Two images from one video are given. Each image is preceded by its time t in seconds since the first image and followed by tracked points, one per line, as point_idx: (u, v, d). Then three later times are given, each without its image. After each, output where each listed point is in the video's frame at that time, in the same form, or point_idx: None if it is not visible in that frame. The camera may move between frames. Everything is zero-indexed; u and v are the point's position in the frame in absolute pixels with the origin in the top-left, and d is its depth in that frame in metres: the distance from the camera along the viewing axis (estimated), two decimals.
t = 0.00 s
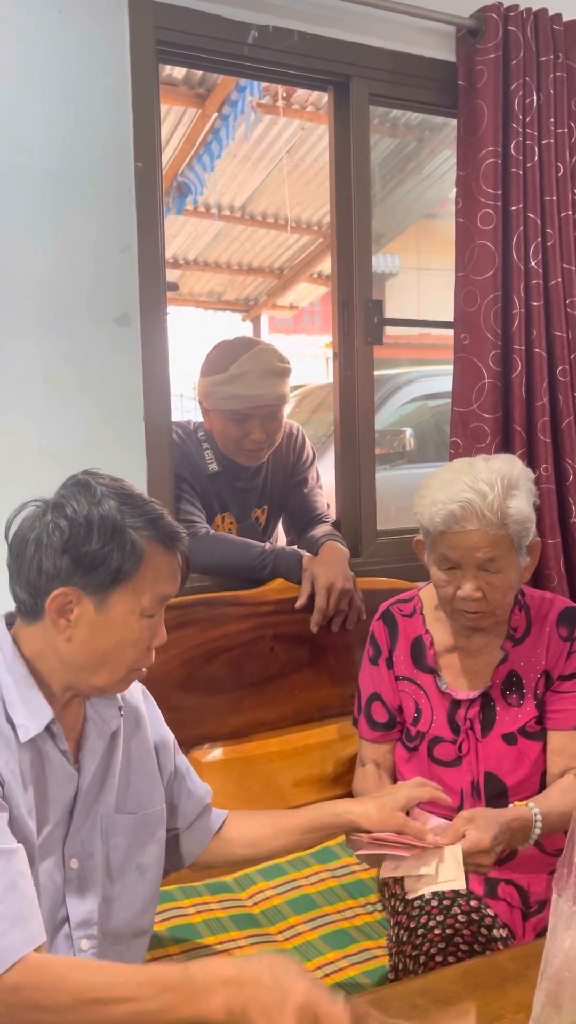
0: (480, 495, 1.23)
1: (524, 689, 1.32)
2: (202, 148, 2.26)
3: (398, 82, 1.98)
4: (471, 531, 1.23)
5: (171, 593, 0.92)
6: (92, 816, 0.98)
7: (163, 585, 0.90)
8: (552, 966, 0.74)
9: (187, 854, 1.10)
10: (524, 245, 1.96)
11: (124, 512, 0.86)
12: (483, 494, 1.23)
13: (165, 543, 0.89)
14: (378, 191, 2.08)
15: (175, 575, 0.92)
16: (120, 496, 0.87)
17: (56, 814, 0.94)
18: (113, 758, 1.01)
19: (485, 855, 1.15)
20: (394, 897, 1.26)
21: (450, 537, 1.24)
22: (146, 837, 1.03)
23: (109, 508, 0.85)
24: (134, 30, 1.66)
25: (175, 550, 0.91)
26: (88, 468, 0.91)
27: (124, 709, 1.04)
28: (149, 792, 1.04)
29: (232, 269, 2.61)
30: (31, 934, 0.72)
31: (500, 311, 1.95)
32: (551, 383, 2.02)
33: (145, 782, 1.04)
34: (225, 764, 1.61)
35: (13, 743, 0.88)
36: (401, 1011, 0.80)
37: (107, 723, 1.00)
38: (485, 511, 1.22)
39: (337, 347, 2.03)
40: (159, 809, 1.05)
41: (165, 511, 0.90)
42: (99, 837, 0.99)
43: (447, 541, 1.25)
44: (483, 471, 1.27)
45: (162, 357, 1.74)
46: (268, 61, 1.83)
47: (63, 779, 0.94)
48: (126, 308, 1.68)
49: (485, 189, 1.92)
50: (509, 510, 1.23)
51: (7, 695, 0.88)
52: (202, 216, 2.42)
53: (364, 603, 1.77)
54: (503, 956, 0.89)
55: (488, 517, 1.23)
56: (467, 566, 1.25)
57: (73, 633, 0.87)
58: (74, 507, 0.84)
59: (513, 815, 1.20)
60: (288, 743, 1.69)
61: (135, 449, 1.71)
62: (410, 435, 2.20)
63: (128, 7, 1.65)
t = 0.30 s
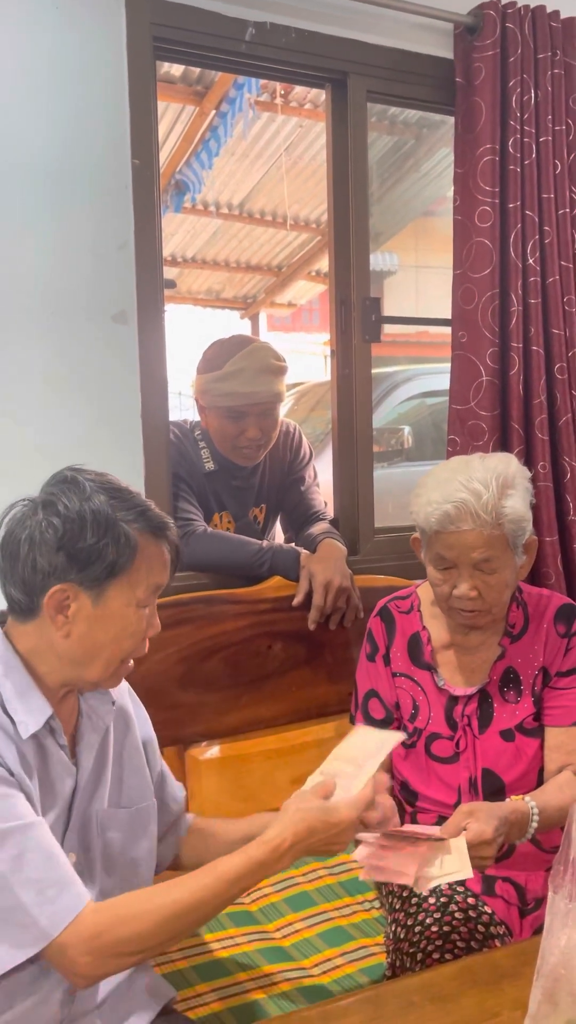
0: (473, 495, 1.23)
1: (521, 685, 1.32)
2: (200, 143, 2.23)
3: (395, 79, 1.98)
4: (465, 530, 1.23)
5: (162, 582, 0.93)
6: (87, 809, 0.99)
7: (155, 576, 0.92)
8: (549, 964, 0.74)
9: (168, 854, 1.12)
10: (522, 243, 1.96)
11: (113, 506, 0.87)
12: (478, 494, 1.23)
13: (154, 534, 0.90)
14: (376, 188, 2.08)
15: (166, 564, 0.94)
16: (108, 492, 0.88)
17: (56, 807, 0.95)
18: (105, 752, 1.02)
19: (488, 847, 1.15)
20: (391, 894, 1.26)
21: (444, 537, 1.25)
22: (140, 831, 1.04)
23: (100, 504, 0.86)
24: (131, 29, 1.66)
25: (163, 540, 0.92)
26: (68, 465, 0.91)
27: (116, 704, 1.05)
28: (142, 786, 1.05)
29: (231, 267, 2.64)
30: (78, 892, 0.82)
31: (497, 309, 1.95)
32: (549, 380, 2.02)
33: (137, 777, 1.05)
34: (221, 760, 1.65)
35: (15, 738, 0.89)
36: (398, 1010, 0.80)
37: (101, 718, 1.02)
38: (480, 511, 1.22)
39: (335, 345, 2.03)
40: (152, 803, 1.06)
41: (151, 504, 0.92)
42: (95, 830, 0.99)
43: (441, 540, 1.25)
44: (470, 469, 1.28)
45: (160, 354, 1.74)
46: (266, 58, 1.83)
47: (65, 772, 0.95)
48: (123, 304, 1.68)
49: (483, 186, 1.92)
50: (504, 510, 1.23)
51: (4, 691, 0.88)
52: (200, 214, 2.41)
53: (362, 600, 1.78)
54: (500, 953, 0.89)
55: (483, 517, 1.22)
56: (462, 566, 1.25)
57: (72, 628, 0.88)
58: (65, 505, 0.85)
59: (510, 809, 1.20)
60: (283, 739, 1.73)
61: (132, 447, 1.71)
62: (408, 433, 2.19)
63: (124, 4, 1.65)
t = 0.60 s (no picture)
0: (471, 495, 1.23)
1: (520, 684, 1.32)
2: (199, 142, 2.25)
3: (394, 77, 1.98)
4: (462, 531, 1.23)
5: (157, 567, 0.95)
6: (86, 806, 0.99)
7: (150, 562, 0.93)
8: (548, 963, 0.74)
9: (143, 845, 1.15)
10: (520, 242, 1.96)
11: (105, 498, 0.88)
12: (476, 495, 1.23)
13: (146, 521, 0.92)
14: (375, 187, 2.08)
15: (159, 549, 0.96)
16: (96, 486, 0.89)
17: (57, 804, 0.94)
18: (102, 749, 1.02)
19: (488, 845, 1.16)
20: (390, 893, 1.26)
21: (442, 537, 1.25)
22: (137, 829, 1.04)
23: (92, 497, 0.87)
24: (129, 29, 1.66)
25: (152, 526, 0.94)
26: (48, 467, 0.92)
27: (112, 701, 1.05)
28: (137, 783, 1.06)
29: (229, 266, 2.64)
30: (80, 892, 0.83)
31: (496, 308, 1.95)
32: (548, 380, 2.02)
33: (131, 774, 1.06)
34: (220, 760, 1.62)
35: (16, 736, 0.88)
36: (397, 1010, 0.80)
37: (98, 715, 1.02)
38: (478, 511, 1.22)
39: (333, 344, 2.03)
40: (147, 800, 1.07)
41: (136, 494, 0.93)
42: (93, 827, 0.99)
43: (438, 541, 1.25)
44: (458, 468, 1.29)
45: (159, 353, 1.74)
46: (265, 57, 1.82)
47: (65, 770, 0.95)
48: (122, 303, 1.68)
49: (482, 185, 1.92)
50: (502, 511, 1.23)
51: (5, 690, 0.88)
52: (198, 212, 2.39)
53: (360, 599, 1.78)
54: (498, 952, 0.89)
55: (481, 518, 1.22)
56: (461, 566, 1.25)
57: (81, 624, 0.88)
58: (59, 503, 0.85)
59: (508, 808, 1.20)
60: (282, 739, 1.70)
61: (131, 446, 1.71)
62: (407, 432, 2.19)
63: (123, 4, 1.65)
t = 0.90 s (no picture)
0: (461, 486, 1.24)
1: (517, 684, 1.32)
2: (198, 141, 2.23)
3: (392, 76, 1.98)
4: (447, 519, 1.25)
5: (144, 572, 0.95)
6: (79, 805, 0.99)
7: (136, 566, 0.93)
8: (542, 963, 0.74)
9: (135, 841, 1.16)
10: (518, 242, 1.96)
11: (94, 498, 0.88)
12: (466, 486, 1.24)
13: (134, 524, 0.92)
14: (373, 186, 2.07)
15: (147, 554, 0.96)
16: (88, 485, 0.89)
17: (45, 802, 0.94)
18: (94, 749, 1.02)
19: (482, 844, 1.16)
20: (387, 891, 1.26)
21: (430, 521, 1.27)
22: (133, 829, 1.05)
23: (82, 497, 0.87)
24: (127, 28, 1.66)
25: (141, 532, 0.94)
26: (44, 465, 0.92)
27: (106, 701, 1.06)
28: (133, 783, 1.06)
29: (228, 265, 2.61)
30: (47, 910, 0.83)
31: (494, 307, 1.96)
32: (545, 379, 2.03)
33: (128, 773, 1.06)
34: (217, 759, 1.63)
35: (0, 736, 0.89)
36: (392, 1009, 0.80)
37: (91, 715, 1.02)
38: (464, 501, 1.24)
39: (331, 341, 2.03)
40: (144, 800, 1.07)
41: (129, 496, 0.93)
42: (86, 825, 0.99)
43: (427, 526, 1.28)
44: (461, 461, 1.30)
45: (156, 353, 1.75)
46: (263, 56, 1.83)
47: (53, 769, 0.95)
48: (120, 302, 1.68)
49: (479, 185, 1.92)
50: (490, 506, 1.24)
51: None
52: (197, 210, 2.37)
53: (358, 599, 1.78)
54: (494, 952, 0.90)
55: (467, 509, 1.24)
56: (445, 555, 1.26)
57: (58, 623, 0.88)
58: (48, 499, 0.86)
59: (504, 808, 1.21)
60: (280, 739, 1.71)
61: (130, 445, 1.71)
62: (405, 431, 2.19)
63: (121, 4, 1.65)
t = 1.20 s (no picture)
0: (460, 480, 1.25)
1: (519, 681, 1.32)
2: (198, 140, 2.23)
3: (392, 72, 1.97)
4: (446, 514, 1.25)
5: (140, 575, 0.94)
6: (73, 806, 0.99)
7: (132, 568, 0.92)
8: (543, 961, 0.74)
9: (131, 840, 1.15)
10: (520, 239, 1.95)
11: (91, 498, 0.88)
12: (464, 480, 1.25)
13: (131, 526, 0.91)
14: (373, 183, 2.06)
15: (145, 557, 0.95)
16: (86, 485, 0.89)
17: (35, 803, 0.94)
18: (91, 748, 1.02)
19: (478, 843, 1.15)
20: (387, 890, 1.25)
21: (429, 516, 1.27)
22: (130, 829, 1.04)
23: (78, 496, 0.87)
24: (128, 23, 1.65)
25: (139, 534, 0.93)
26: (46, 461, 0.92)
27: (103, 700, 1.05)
28: (130, 783, 1.06)
29: (228, 262, 2.37)
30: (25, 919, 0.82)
31: (495, 304, 1.95)
32: (547, 377, 2.02)
33: (124, 774, 1.06)
34: (218, 757, 1.63)
35: None
36: (392, 1007, 0.80)
37: (86, 714, 1.02)
38: (462, 496, 1.24)
39: (331, 339, 2.02)
40: (141, 801, 1.06)
41: (128, 497, 0.92)
42: (81, 827, 0.99)
43: (427, 520, 1.28)
44: (462, 457, 1.30)
45: (158, 351, 1.74)
46: (264, 51, 1.82)
47: (46, 770, 0.95)
48: (120, 299, 1.67)
49: (481, 181, 1.91)
50: (488, 501, 1.23)
51: None
52: (198, 209, 2.25)
53: (358, 597, 1.77)
54: (494, 951, 0.89)
55: (465, 503, 1.24)
56: (443, 550, 1.26)
57: (49, 622, 0.88)
58: (44, 497, 0.85)
59: (500, 808, 1.20)
60: (279, 737, 1.71)
61: (130, 443, 1.71)
62: (406, 429, 2.18)
63: None
